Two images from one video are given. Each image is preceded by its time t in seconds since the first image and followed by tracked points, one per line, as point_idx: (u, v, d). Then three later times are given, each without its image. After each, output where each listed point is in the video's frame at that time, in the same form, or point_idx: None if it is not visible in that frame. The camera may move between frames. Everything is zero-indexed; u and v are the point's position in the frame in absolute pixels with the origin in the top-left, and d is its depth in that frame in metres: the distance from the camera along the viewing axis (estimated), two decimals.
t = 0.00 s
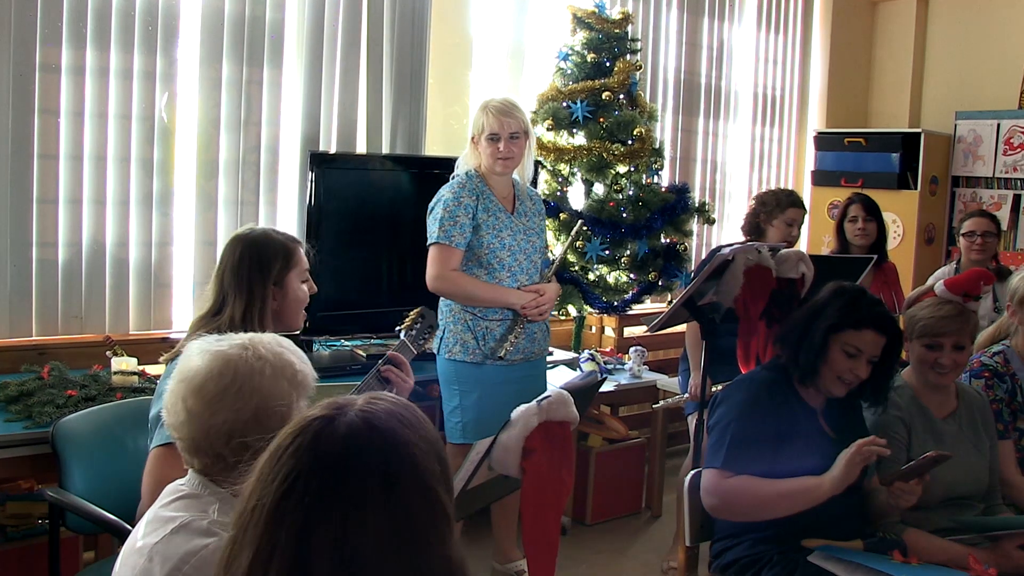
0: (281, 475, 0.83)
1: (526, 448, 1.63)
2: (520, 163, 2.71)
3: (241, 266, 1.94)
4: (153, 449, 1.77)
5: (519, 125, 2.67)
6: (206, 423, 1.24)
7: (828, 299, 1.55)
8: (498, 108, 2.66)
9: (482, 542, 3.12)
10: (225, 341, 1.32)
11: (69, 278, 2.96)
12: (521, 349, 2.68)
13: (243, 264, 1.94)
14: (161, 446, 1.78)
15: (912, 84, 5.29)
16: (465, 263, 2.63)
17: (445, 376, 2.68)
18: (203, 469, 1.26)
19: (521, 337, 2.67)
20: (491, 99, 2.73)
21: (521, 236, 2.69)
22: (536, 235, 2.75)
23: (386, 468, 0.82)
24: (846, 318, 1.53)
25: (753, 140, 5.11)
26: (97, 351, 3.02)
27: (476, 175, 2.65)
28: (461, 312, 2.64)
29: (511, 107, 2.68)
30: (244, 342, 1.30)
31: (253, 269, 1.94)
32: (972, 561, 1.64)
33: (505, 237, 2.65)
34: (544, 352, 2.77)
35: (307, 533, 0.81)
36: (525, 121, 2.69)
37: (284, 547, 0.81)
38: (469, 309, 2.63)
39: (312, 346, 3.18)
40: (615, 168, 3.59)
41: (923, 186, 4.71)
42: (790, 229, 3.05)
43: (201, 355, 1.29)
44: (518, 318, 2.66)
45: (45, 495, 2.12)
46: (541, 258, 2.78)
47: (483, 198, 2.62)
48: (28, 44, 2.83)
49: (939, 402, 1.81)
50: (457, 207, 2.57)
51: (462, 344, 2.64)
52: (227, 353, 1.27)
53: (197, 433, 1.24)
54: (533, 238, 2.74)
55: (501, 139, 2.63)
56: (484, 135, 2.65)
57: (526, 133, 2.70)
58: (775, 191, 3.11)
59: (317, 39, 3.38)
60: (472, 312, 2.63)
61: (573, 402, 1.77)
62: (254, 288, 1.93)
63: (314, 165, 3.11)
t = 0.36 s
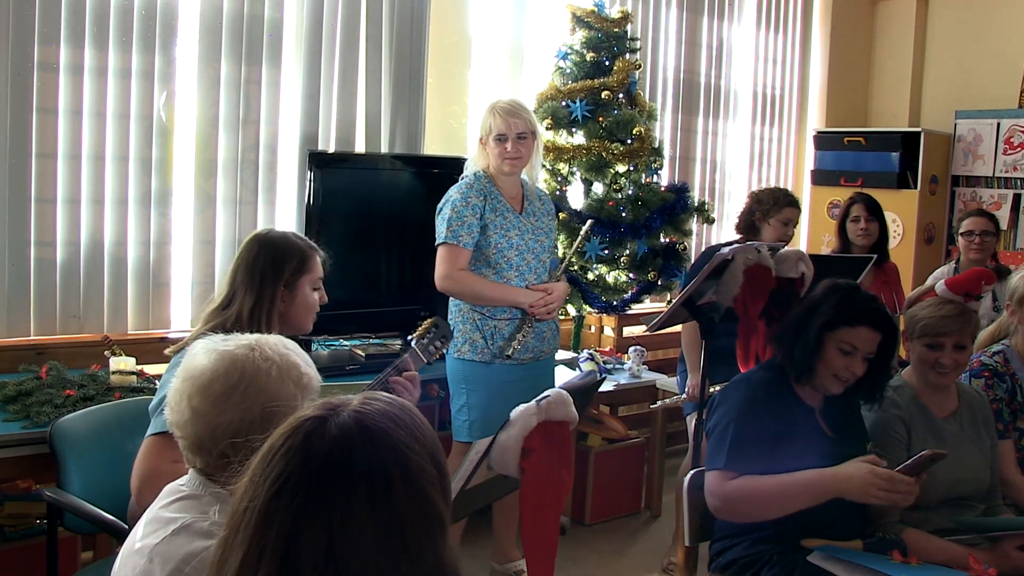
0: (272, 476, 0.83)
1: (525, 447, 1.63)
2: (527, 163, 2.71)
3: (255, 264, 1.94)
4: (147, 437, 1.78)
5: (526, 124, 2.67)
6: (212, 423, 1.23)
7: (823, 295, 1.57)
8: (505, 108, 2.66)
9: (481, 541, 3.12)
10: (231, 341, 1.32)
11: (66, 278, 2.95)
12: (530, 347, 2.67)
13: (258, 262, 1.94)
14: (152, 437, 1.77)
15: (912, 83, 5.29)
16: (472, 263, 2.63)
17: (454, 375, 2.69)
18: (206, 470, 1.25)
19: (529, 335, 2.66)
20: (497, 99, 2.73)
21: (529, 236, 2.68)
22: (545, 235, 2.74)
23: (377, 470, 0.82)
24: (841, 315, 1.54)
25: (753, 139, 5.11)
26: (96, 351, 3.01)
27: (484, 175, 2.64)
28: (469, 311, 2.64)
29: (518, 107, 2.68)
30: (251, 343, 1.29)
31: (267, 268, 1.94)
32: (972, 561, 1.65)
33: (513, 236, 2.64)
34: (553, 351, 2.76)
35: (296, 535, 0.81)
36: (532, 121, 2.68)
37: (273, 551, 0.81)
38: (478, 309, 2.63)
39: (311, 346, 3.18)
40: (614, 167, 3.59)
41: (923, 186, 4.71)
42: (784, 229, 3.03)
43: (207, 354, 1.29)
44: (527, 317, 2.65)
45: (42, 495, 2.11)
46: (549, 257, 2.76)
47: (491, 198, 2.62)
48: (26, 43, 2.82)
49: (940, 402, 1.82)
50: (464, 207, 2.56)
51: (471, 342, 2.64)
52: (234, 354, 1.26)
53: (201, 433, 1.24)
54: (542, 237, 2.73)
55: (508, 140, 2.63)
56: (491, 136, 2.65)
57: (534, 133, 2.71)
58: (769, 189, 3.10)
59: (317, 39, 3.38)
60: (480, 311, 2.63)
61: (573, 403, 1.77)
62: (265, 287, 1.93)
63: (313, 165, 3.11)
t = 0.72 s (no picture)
0: (273, 474, 0.82)
1: (524, 448, 1.63)
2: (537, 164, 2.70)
3: (272, 260, 1.94)
4: (152, 413, 1.82)
5: (534, 126, 2.66)
6: (224, 428, 1.20)
7: (818, 293, 1.63)
8: (513, 111, 2.65)
9: (480, 541, 3.12)
10: (250, 346, 1.29)
11: (64, 278, 2.95)
12: (536, 347, 2.66)
13: (276, 257, 1.94)
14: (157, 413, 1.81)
15: (912, 83, 5.28)
16: (477, 264, 2.64)
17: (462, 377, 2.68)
18: (215, 476, 1.22)
19: (534, 334, 2.65)
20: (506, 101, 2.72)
21: (537, 237, 2.67)
22: (554, 235, 2.72)
23: (378, 468, 0.82)
24: (836, 312, 1.60)
25: (752, 139, 5.10)
26: (93, 351, 3.00)
27: (493, 176, 2.65)
28: (475, 311, 2.65)
29: (527, 108, 2.67)
30: (271, 350, 1.26)
31: (282, 264, 1.93)
32: (971, 561, 1.65)
33: (518, 237, 2.63)
34: (562, 351, 2.74)
35: (296, 533, 0.81)
36: (541, 123, 2.67)
37: (273, 549, 0.80)
38: (483, 308, 2.63)
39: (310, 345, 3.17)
40: (614, 167, 3.58)
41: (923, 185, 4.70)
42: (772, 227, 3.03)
43: (225, 358, 1.26)
44: (531, 317, 2.64)
45: (41, 495, 2.11)
46: (558, 258, 2.73)
47: (497, 199, 2.62)
48: (24, 43, 2.82)
49: (939, 401, 1.84)
50: (469, 210, 2.58)
51: (476, 341, 2.65)
52: (253, 360, 1.23)
53: (213, 438, 1.21)
54: (550, 238, 2.70)
55: (514, 141, 2.63)
56: (499, 138, 2.66)
57: (543, 134, 2.70)
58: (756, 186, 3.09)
59: (315, 38, 3.37)
60: (485, 311, 2.63)
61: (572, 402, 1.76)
62: (279, 283, 1.93)
63: (312, 164, 3.10)
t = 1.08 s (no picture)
0: (265, 464, 0.82)
1: (523, 448, 1.63)
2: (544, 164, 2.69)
3: (284, 261, 1.94)
4: (153, 398, 1.87)
5: (540, 127, 2.64)
6: (220, 430, 1.19)
7: (816, 292, 1.64)
8: (520, 113, 2.64)
9: (480, 541, 3.11)
10: (246, 347, 1.29)
11: (63, 278, 2.94)
12: (534, 347, 2.64)
13: (288, 258, 1.94)
14: (159, 397, 1.86)
15: (912, 82, 5.27)
16: (478, 264, 2.66)
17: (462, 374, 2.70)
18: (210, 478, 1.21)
19: (529, 332, 2.63)
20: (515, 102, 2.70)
21: (540, 237, 2.67)
22: (558, 236, 2.70)
23: (371, 458, 0.82)
24: (834, 310, 1.60)
25: (752, 138, 5.10)
26: (91, 350, 2.99)
27: (501, 177, 2.66)
28: (476, 308, 2.67)
29: (533, 110, 2.65)
30: (267, 351, 1.26)
31: (294, 266, 1.93)
32: (971, 561, 1.65)
33: (518, 237, 2.63)
34: (564, 353, 2.71)
35: (290, 523, 0.80)
36: (547, 124, 2.65)
37: (267, 539, 0.80)
38: (482, 305, 2.65)
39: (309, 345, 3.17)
40: (613, 166, 3.58)
41: (923, 184, 4.70)
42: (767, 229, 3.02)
43: (220, 359, 1.25)
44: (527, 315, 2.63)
45: (39, 494, 2.10)
46: (560, 259, 2.71)
47: (500, 200, 2.64)
48: (22, 42, 2.81)
49: (940, 402, 1.84)
50: (472, 209, 2.62)
51: (474, 338, 2.68)
52: (248, 362, 1.23)
53: (209, 440, 1.20)
54: (554, 239, 2.69)
55: (519, 142, 2.62)
56: (505, 140, 2.65)
57: (550, 136, 2.67)
58: (753, 188, 3.09)
59: (313, 37, 3.36)
60: (484, 308, 2.64)
61: (572, 401, 1.76)
62: (291, 284, 1.93)
63: (311, 163, 3.09)
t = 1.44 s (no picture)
0: (254, 457, 0.83)
1: (522, 449, 1.62)
2: (547, 164, 2.68)
3: (286, 262, 1.94)
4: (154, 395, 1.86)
5: (544, 126, 2.63)
6: (204, 439, 1.20)
7: (811, 288, 1.66)
8: (525, 112, 2.62)
9: (479, 540, 3.11)
10: (222, 347, 1.28)
11: (61, 278, 2.94)
12: (532, 346, 2.64)
13: (290, 260, 1.94)
14: (159, 394, 1.85)
15: (912, 81, 5.27)
16: (478, 262, 2.66)
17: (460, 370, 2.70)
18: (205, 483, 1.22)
19: (529, 332, 2.63)
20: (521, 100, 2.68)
21: (541, 237, 2.66)
22: (559, 237, 2.70)
23: (357, 446, 0.83)
24: (829, 307, 1.62)
25: (751, 137, 5.09)
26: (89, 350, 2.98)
27: (504, 177, 2.65)
28: (474, 308, 2.66)
29: (537, 110, 2.63)
30: (239, 352, 1.24)
31: (296, 266, 1.93)
32: (971, 561, 1.64)
33: (519, 236, 2.62)
34: (562, 353, 2.71)
35: (279, 515, 0.81)
36: (552, 124, 2.64)
37: (256, 531, 0.81)
38: (480, 305, 2.65)
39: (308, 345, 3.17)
40: (612, 165, 3.57)
41: (922, 183, 4.69)
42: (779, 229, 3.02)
43: (197, 366, 1.25)
44: (525, 315, 2.62)
45: (37, 494, 2.10)
46: (561, 260, 2.71)
47: (503, 198, 2.63)
48: (20, 41, 2.80)
49: (939, 402, 1.84)
50: (473, 207, 2.62)
51: (473, 337, 2.67)
52: (222, 367, 1.22)
53: (194, 449, 1.21)
54: (555, 239, 2.69)
55: (522, 142, 2.61)
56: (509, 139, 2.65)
57: (554, 135, 2.67)
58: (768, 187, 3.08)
59: (312, 36, 3.35)
60: (482, 307, 2.64)
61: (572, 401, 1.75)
62: (293, 284, 1.92)
63: (309, 162, 3.08)
